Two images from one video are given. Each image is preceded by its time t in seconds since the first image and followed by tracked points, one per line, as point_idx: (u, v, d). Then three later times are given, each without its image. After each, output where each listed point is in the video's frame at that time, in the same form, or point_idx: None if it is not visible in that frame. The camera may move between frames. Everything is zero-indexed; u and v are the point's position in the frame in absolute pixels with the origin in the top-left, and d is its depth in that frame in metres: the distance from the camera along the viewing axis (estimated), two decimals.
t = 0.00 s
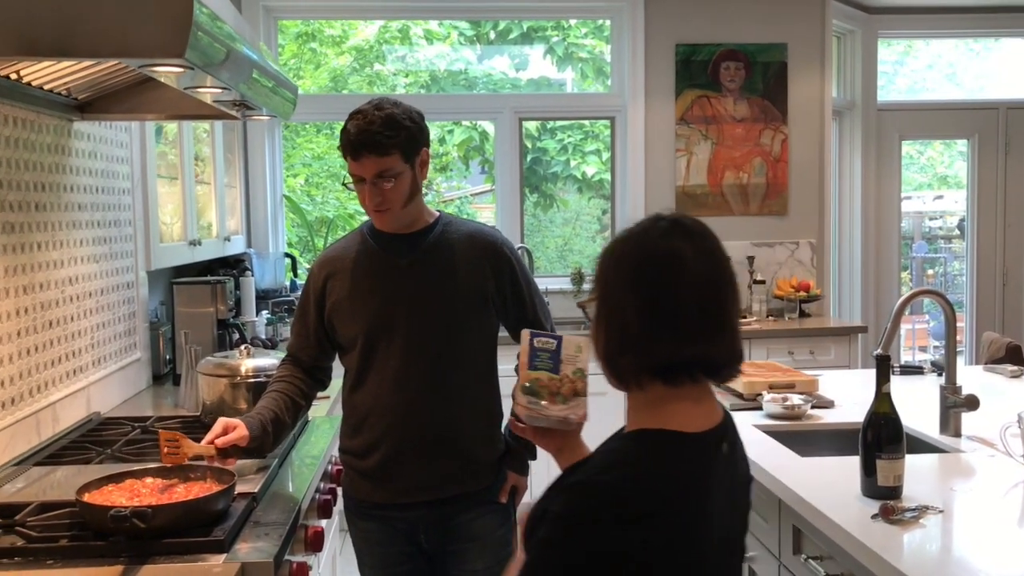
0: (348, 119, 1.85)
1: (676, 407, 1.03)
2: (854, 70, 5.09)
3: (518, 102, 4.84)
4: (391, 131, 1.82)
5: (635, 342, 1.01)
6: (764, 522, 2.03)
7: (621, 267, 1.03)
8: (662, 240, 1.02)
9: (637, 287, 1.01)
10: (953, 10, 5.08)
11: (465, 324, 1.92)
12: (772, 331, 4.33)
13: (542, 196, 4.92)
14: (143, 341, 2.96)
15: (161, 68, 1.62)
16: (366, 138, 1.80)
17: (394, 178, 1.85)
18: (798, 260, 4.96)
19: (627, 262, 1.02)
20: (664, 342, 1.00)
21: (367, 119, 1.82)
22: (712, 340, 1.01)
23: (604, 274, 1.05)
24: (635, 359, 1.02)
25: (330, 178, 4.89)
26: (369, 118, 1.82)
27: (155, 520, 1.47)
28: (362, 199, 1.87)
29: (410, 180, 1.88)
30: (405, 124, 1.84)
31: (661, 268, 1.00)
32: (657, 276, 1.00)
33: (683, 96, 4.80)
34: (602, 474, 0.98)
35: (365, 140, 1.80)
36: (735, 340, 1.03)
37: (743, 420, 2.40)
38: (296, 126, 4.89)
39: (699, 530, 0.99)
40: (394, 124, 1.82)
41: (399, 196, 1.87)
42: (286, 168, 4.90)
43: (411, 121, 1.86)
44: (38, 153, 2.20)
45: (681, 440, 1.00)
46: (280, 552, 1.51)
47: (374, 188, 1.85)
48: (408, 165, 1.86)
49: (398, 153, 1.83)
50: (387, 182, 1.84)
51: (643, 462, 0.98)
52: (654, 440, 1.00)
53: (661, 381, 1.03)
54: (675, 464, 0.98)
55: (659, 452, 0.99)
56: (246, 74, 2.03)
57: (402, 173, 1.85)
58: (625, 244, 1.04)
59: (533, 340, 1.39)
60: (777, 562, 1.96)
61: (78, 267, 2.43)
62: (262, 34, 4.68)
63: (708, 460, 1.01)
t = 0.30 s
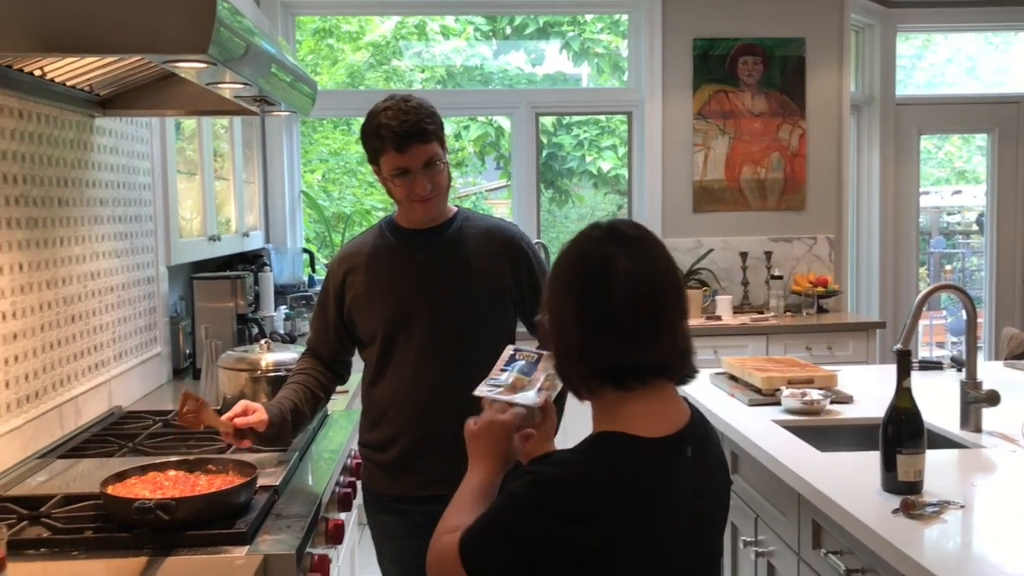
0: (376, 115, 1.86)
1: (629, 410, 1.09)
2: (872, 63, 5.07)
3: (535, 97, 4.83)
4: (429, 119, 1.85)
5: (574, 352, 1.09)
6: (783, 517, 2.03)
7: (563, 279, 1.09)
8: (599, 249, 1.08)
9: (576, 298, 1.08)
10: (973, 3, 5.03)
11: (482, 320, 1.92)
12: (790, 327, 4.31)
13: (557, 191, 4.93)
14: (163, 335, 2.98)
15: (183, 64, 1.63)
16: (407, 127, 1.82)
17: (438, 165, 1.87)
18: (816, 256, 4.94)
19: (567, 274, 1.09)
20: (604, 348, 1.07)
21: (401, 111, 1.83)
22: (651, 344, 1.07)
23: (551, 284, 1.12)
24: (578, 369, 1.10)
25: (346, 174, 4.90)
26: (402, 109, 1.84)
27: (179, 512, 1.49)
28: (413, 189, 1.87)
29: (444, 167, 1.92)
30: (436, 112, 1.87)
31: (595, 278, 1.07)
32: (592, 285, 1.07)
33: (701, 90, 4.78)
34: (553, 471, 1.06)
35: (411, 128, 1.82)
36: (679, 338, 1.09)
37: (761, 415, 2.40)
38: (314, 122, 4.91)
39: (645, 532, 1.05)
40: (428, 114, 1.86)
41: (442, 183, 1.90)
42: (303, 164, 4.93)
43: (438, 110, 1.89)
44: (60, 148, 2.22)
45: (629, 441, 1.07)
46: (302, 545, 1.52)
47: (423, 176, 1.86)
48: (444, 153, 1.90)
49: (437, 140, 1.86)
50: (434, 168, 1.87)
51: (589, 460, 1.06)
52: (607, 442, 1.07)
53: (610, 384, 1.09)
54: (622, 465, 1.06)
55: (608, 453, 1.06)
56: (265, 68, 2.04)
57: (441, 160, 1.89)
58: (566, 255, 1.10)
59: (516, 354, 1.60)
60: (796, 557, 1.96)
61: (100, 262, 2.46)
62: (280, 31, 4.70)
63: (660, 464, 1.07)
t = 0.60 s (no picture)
0: (398, 107, 1.85)
1: (611, 395, 1.16)
2: (896, 54, 5.02)
3: (555, 86, 4.83)
4: (451, 113, 1.84)
5: (557, 343, 1.16)
6: (804, 510, 2.03)
7: (544, 275, 1.17)
8: (574, 245, 1.16)
9: (556, 291, 1.15)
10: None
11: (502, 311, 1.93)
12: (810, 319, 4.29)
13: (576, 181, 4.90)
14: (186, 323, 3.00)
15: (208, 54, 1.64)
16: (429, 121, 1.81)
17: (455, 161, 1.88)
18: (836, 247, 4.90)
19: (546, 271, 1.17)
20: (586, 336, 1.14)
21: (423, 104, 1.82)
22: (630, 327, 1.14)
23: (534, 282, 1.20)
24: (563, 360, 1.16)
25: (365, 164, 4.90)
26: (424, 103, 1.81)
27: (204, 500, 1.50)
28: (428, 183, 1.87)
29: (464, 161, 1.91)
30: (458, 106, 1.86)
31: (571, 272, 1.15)
32: (571, 278, 1.15)
33: (722, 80, 4.75)
34: (539, 452, 1.13)
35: (429, 123, 1.81)
36: (655, 321, 1.15)
37: (781, 408, 2.39)
38: (333, 111, 4.92)
39: (627, 510, 1.11)
40: (452, 108, 1.85)
41: (459, 177, 1.90)
42: (323, 153, 4.94)
43: (460, 102, 1.88)
44: (86, 138, 2.24)
45: (614, 425, 1.13)
46: (325, 533, 1.53)
47: (439, 172, 1.87)
48: (463, 147, 1.89)
49: (457, 135, 1.85)
50: (451, 164, 1.87)
51: (571, 441, 1.13)
52: (592, 426, 1.13)
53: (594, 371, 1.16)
54: (603, 446, 1.12)
55: (591, 436, 1.13)
56: (287, 58, 2.05)
57: (460, 155, 1.88)
58: (545, 254, 1.19)
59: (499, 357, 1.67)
60: (816, 551, 1.95)
61: (124, 250, 2.48)
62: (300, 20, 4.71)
63: (641, 445, 1.13)
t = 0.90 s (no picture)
0: (402, 88, 1.84)
1: (602, 357, 1.19)
2: (905, 42, 4.99)
3: (562, 72, 4.81)
4: (450, 100, 1.81)
5: (550, 313, 1.18)
6: (810, 494, 2.03)
7: (534, 247, 1.19)
8: (564, 216, 1.19)
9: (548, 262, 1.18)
10: None
11: (510, 291, 1.93)
12: (816, 306, 4.28)
13: (581, 168, 4.89)
14: (193, 304, 3.01)
15: (219, 31, 1.63)
16: (426, 106, 1.79)
17: (452, 147, 1.85)
18: (843, 236, 4.89)
19: (536, 243, 1.19)
20: (583, 303, 1.17)
21: (424, 88, 1.81)
22: (621, 294, 1.17)
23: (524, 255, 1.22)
24: (557, 328, 1.19)
25: (371, 148, 4.89)
26: (424, 89, 1.80)
27: (213, 476, 1.51)
28: (422, 168, 1.86)
29: (466, 147, 1.89)
30: (462, 93, 1.83)
31: (562, 243, 1.17)
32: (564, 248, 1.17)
33: (730, 67, 4.73)
34: (540, 411, 1.16)
35: (423, 109, 1.79)
36: (643, 285, 1.19)
37: (788, 392, 2.39)
38: (340, 95, 4.91)
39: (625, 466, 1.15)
40: (452, 94, 1.82)
41: (457, 164, 1.88)
42: (329, 137, 4.94)
43: (467, 89, 1.85)
44: (95, 116, 2.24)
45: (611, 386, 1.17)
46: (333, 510, 1.54)
47: (432, 158, 1.85)
48: (465, 135, 1.86)
49: (455, 123, 1.82)
50: (445, 151, 1.85)
51: (568, 403, 1.16)
52: (591, 386, 1.17)
53: (593, 337, 1.19)
54: (599, 406, 1.15)
55: (589, 394, 1.16)
56: (297, 36, 2.04)
57: (459, 142, 1.85)
58: (535, 227, 1.21)
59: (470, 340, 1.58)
60: (822, 534, 1.96)
61: (132, 230, 2.48)
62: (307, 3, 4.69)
63: (636, 404, 1.17)
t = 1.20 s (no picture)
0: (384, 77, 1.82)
1: (593, 327, 1.26)
2: (899, 28, 4.98)
3: (555, 58, 4.80)
4: (423, 91, 1.78)
5: (546, 288, 1.25)
6: (804, 479, 2.03)
7: (527, 226, 1.25)
8: (557, 197, 1.24)
9: (543, 240, 1.24)
10: None
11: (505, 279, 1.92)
12: (810, 292, 4.28)
13: (574, 156, 4.88)
14: (185, 293, 3.00)
15: (210, 16, 1.62)
16: (400, 97, 1.78)
17: (425, 138, 1.83)
18: (836, 222, 4.89)
19: (531, 226, 1.25)
20: (577, 281, 1.24)
21: (401, 79, 1.79)
22: (612, 270, 1.25)
23: (514, 232, 1.28)
24: (552, 303, 1.26)
25: (363, 137, 4.91)
26: (398, 80, 1.78)
27: (206, 464, 1.50)
28: (397, 155, 1.86)
29: (445, 137, 1.86)
30: (438, 83, 1.79)
31: (557, 225, 1.23)
32: (559, 230, 1.23)
33: (723, 53, 4.72)
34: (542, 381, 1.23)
35: (394, 99, 1.78)
36: (631, 263, 1.27)
37: (782, 378, 2.40)
38: (332, 83, 4.89)
39: (621, 435, 1.23)
40: (427, 85, 1.79)
41: (432, 153, 1.86)
42: (321, 125, 4.92)
43: (446, 79, 1.81)
44: (84, 104, 2.22)
45: (608, 356, 1.24)
46: (327, 498, 1.54)
47: (406, 146, 1.84)
48: (443, 126, 1.83)
49: (428, 114, 1.80)
50: (418, 141, 1.83)
51: (568, 373, 1.23)
52: (586, 357, 1.24)
53: (586, 312, 1.26)
54: (598, 378, 1.23)
55: (585, 364, 1.23)
56: (288, 23, 2.03)
57: (434, 133, 1.83)
58: (527, 206, 1.26)
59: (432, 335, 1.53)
60: (816, 519, 1.96)
61: (123, 218, 2.47)
62: None
63: (629, 375, 1.25)
